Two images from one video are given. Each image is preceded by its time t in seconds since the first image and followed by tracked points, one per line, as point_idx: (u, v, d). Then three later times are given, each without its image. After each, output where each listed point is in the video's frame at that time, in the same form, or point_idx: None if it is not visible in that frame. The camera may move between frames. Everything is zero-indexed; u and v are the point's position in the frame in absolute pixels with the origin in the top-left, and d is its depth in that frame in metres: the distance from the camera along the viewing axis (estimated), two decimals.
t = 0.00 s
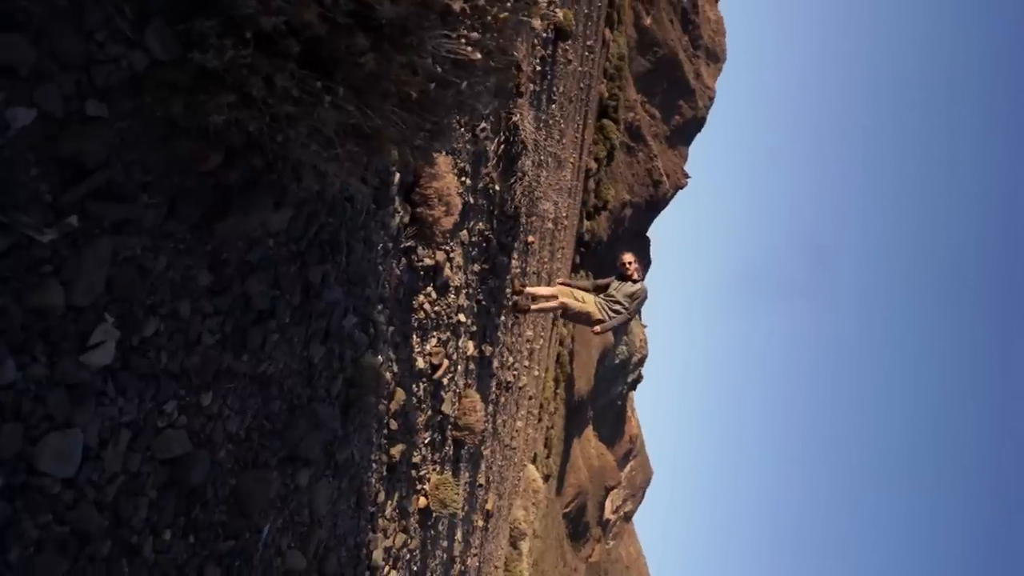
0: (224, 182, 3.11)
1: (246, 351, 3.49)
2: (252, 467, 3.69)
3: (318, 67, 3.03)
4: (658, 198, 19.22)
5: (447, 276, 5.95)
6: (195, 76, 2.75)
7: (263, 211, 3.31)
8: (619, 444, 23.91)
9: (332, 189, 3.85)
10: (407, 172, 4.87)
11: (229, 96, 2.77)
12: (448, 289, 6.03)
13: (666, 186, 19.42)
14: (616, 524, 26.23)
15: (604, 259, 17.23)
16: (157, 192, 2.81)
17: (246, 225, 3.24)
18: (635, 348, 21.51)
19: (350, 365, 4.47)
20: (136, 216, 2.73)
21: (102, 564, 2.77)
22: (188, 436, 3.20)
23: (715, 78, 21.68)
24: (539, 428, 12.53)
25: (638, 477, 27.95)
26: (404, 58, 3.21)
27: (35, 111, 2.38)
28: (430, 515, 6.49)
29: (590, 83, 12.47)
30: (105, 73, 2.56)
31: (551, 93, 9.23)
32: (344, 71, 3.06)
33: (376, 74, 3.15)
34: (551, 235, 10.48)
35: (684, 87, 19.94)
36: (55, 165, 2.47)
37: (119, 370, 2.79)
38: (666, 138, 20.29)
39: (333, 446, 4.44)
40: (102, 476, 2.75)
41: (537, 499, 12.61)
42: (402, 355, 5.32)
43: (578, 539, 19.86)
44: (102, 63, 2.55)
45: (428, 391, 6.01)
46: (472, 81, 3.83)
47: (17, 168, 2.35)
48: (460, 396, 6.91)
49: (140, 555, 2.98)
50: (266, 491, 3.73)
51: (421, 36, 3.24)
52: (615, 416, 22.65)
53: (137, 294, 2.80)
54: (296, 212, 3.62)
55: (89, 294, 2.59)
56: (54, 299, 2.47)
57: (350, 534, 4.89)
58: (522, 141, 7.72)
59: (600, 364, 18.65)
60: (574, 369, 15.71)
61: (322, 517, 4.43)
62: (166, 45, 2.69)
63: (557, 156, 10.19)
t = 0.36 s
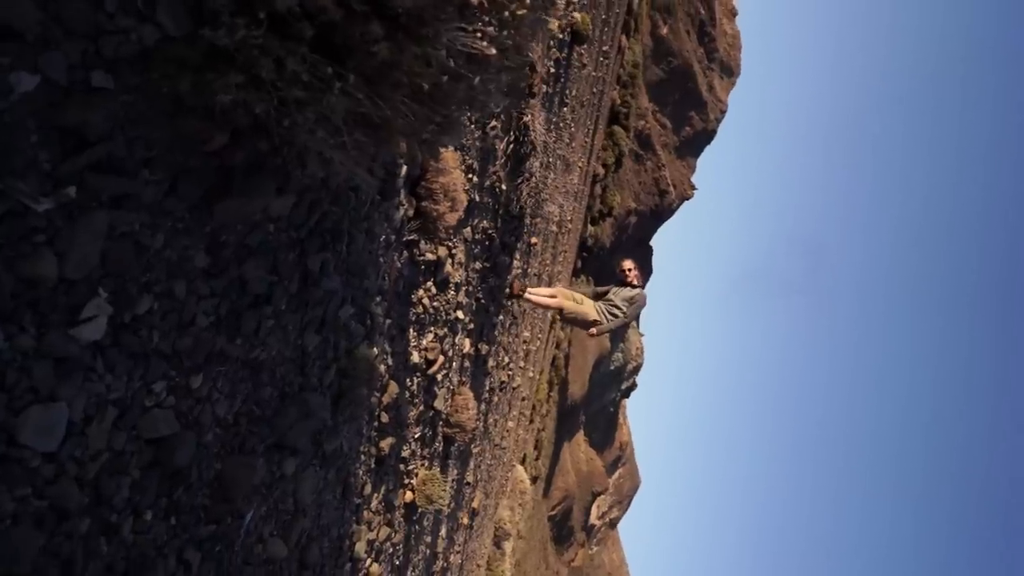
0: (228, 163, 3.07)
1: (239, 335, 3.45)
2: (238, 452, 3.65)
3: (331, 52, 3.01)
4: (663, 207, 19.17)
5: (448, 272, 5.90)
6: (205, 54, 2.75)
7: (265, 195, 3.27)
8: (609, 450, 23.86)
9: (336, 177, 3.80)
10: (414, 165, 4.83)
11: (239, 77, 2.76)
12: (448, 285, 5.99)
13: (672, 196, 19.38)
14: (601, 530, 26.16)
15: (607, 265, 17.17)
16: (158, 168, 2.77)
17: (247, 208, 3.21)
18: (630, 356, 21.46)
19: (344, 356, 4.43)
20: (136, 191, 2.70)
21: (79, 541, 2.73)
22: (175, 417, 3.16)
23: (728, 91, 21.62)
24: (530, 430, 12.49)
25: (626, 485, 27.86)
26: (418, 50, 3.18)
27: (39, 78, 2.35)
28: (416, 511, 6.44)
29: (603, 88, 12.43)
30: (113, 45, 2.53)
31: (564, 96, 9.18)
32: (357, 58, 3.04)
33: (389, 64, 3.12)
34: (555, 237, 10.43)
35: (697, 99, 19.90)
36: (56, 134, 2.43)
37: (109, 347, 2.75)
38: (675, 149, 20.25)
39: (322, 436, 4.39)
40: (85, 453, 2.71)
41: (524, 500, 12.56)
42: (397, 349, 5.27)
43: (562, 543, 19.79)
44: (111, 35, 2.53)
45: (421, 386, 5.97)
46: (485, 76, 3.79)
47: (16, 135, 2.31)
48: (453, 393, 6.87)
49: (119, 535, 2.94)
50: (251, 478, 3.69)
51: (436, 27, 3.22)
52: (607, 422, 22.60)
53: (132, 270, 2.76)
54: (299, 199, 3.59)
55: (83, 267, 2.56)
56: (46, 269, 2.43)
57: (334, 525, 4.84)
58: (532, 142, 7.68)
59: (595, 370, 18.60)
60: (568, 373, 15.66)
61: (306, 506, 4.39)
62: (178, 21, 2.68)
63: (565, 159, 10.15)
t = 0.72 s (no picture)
0: (235, 144, 3.02)
1: (235, 318, 3.41)
2: (225, 436, 3.61)
3: (344, 36, 2.99)
4: (668, 217, 19.13)
5: (449, 268, 5.86)
6: (217, 31, 2.71)
7: (270, 178, 3.24)
8: (599, 456, 23.82)
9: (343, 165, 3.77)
10: (422, 159, 4.78)
11: (249, 56, 2.74)
12: (448, 281, 5.94)
13: (678, 206, 19.34)
14: (586, 535, 26.11)
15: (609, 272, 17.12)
16: (163, 145, 2.73)
17: (251, 190, 3.17)
18: (625, 363, 21.42)
19: (339, 346, 4.39)
20: (139, 166, 2.66)
21: (58, 517, 2.70)
22: (163, 397, 3.12)
23: (741, 105, 21.58)
24: (521, 430, 12.44)
25: (613, 491, 27.82)
26: (433, 40, 3.17)
27: (45, 44, 2.31)
28: (402, 505, 6.40)
29: (616, 93, 12.39)
30: (123, 16, 2.50)
31: (576, 99, 9.14)
32: (370, 45, 3.02)
33: (402, 53, 3.10)
34: (558, 239, 10.39)
35: (708, 110, 19.85)
36: (59, 103, 2.39)
37: (101, 322, 2.71)
38: (684, 159, 20.20)
39: (311, 424, 4.35)
40: (70, 428, 2.68)
41: (511, 501, 12.52)
42: (393, 341, 5.23)
43: (546, 546, 19.76)
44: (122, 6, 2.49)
45: (415, 380, 5.93)
46: (498, 71, 3.76)
47: (18, 101, 2.27)
48: (447, 389, 6.83)
49: (99, 513, 2.91)
50: (236, 463, 3.65)
51: (451, 18, 3.17)
52: (598, 428, 22.56)
53: (130, 246, 2.73)
54: (304, 184, 3.54)
55: (79, 240, 2.52)
56: (41, 239, 2.39)
57: (318, 514, 4.80)
58: (541, 142, 7.64)
59: (589, 375, 18.56)
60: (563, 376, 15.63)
61: (291, 494, 4.35)
62: None
63: (573, 162, 10.11)
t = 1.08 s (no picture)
0: (240, 124, 3.01)
1: (230, 301, 3.37)
2: (214, 419, 3.56)
3: (358, 21, 2.95)
4: (673, 228, 19.07)
5: (450, 264, 5.81)
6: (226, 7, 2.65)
7: (274, 162, 3.21)
8: (588, 462, 23.76)
9: (349, 154, 3.74)
10: (430, 152, 4.74)
11: (259, 35, 2.68)
12: (448, 277, 5.90)
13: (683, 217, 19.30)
14: (571, 539, 26.04)
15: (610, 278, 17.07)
16: (168, 120, 2.71)
17: (254, 173, 3.14)
18: (620, 370, 21.38)
19: (334, 335, 4.34)
20: (142, 140, 2.63)
21: (38, 491, 2.66)
22: (153, 376, 3.08)
23: (752, 121, 21.53)
24: (512, 431, 12.38)
25: (600, 498, 27.73)
26: (447, 32, 3.15)
27: (53, 10, 2.28)
28: (388, 499, 6.35)
29: (629, 100, 12.35)
30: None
31: (588, 103, 9.09)
32: (385, 33, 2.99)
33: (416, 42, 3.08)
34: (561, 243, 10.35)
35: (720, 123, 19.81)
36: (64, 71, 2.36)
37: (94, 296, 2.67)
38: (692, 171, 20.16)
39: (301, 413, 4.30)
40: (55, 402, 2.64)
41: (497, 501, 12.47)
42: (389, 334, 5.19)
43: (529, 548, 19.70)
44: None
45: (409, 374, 5.88)
46: (512, 69, 3.73)
47: (22, 66, 2.23)
48: (440, 386, 6.78)
49: (80, 489, 2.87)
50: (223, 447, 3.60)
51: (468, 10, 3.18)
52: (589, 434, 22.50)
53: (127, 221, 2.69)
54: (308, 170, 3.51)
55: (77, 212, 2.48)
56: (37, 208, 2.35)
57: (303, 503, 4.76)
58: (551, 143, 7.60)
59: (584, 380, 18.51)
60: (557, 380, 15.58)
61: (277, 482, 4.30)
62: None
63: (582, 166, 10.07)
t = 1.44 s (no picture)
0: (245, 104, 3.01)
1: (227, 283, 3.33)
2: (203, 401, 3.52)
3: (371, 7, 2.93)
4: (677, 238, 19.02)
5: (452, 260, 5.77)
6: None
7: (280, 145, 3.18)
8: (578, 466, 23.70)
9: (356, 142, 3.72)
10: (438, 146, 4.69)
11: (271, 16, 2.69)
12: (449, 273, 5.86)
13: (687, 228, 19.25)
14: (555, 543, 25.98)
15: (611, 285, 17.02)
16: (173, 94, 2.72)
17: (259, 155, 3.12)
18: (615, 376, 21.31)
19: (331, 324, 4.30)
20: (145, 113, 2.62)
21: (20, 462, 2.63)
22: (144, 354, 3.04)
23: (763, 136, 21.47)
24: (503, 430, 12.34)
25: (587, 503, 27.62)
26: (463, 23, 3.10)
27: None
28: (374, 491, 6.31)
29: (640, 108, 12.30)
30: None
31: (600, 108, 9.05)
32: (398, 21, 2.97)
33: (430, 32, 3.06)
34: (564, 246, 10.30)
35: (730, 137, 19.76)
36: (68, 38, 2.36)
37: (88, 269, 2.63)
38: (698, 182, 20.11)
39: (292, 400, 4.26)
40: (43, 373, 2.60)
41: (484, 500, 12.42)
42: (386, 326, 5.15)
43: (513, 549, 19.62)
44: None
45: (403, 368, 5.84)
46: (526, 66, 3.75)
47: (25, 29, 2.24)
48: (434, 381, 6.75)
49: (64, 463, 2.84)
50: (212, 430, 3.57)
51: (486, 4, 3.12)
52: (580, 438, 22.44)
53: (127, 195, 2.66)
54: (314, 156, 3.48)
55: (75, 183, 2.44)
56: (35, 176, 2.31)
57: (288, 491, 4.72)
58: (560, 146, 7.56)
59: (578, 384, 18.46)
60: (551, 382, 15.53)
61: (264, 469, 4.26)
62: None
63: (589, 171, 10.02)
